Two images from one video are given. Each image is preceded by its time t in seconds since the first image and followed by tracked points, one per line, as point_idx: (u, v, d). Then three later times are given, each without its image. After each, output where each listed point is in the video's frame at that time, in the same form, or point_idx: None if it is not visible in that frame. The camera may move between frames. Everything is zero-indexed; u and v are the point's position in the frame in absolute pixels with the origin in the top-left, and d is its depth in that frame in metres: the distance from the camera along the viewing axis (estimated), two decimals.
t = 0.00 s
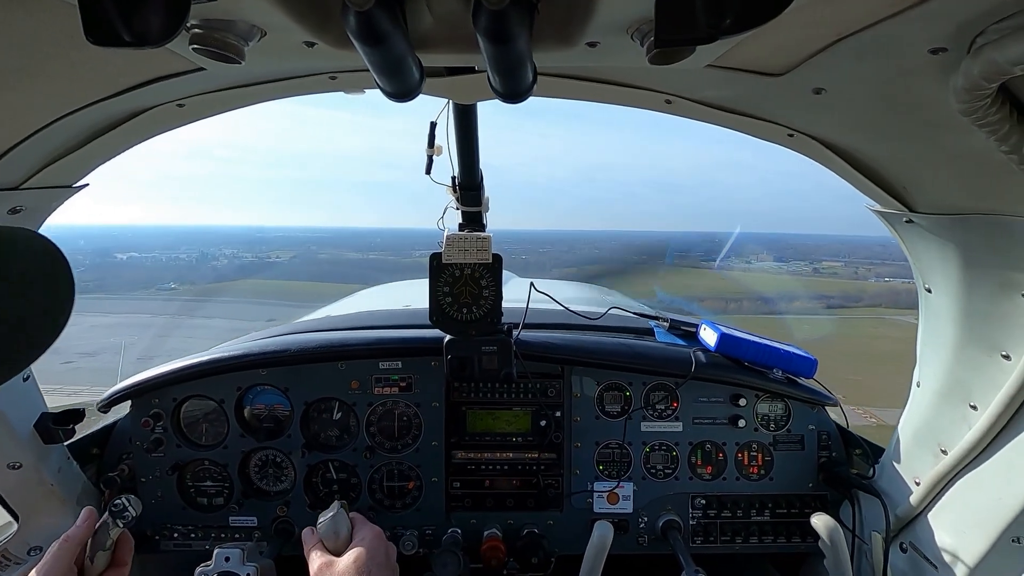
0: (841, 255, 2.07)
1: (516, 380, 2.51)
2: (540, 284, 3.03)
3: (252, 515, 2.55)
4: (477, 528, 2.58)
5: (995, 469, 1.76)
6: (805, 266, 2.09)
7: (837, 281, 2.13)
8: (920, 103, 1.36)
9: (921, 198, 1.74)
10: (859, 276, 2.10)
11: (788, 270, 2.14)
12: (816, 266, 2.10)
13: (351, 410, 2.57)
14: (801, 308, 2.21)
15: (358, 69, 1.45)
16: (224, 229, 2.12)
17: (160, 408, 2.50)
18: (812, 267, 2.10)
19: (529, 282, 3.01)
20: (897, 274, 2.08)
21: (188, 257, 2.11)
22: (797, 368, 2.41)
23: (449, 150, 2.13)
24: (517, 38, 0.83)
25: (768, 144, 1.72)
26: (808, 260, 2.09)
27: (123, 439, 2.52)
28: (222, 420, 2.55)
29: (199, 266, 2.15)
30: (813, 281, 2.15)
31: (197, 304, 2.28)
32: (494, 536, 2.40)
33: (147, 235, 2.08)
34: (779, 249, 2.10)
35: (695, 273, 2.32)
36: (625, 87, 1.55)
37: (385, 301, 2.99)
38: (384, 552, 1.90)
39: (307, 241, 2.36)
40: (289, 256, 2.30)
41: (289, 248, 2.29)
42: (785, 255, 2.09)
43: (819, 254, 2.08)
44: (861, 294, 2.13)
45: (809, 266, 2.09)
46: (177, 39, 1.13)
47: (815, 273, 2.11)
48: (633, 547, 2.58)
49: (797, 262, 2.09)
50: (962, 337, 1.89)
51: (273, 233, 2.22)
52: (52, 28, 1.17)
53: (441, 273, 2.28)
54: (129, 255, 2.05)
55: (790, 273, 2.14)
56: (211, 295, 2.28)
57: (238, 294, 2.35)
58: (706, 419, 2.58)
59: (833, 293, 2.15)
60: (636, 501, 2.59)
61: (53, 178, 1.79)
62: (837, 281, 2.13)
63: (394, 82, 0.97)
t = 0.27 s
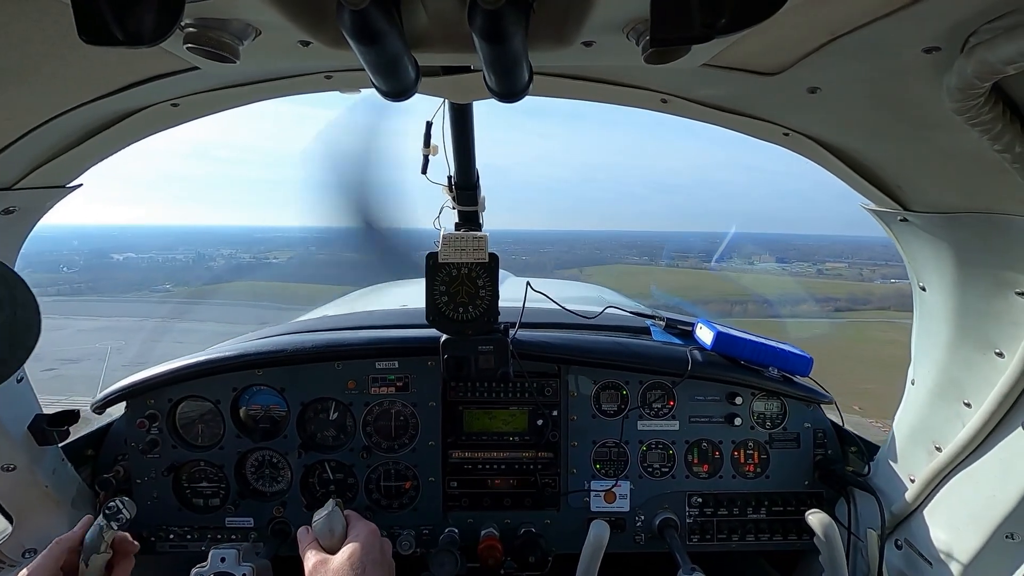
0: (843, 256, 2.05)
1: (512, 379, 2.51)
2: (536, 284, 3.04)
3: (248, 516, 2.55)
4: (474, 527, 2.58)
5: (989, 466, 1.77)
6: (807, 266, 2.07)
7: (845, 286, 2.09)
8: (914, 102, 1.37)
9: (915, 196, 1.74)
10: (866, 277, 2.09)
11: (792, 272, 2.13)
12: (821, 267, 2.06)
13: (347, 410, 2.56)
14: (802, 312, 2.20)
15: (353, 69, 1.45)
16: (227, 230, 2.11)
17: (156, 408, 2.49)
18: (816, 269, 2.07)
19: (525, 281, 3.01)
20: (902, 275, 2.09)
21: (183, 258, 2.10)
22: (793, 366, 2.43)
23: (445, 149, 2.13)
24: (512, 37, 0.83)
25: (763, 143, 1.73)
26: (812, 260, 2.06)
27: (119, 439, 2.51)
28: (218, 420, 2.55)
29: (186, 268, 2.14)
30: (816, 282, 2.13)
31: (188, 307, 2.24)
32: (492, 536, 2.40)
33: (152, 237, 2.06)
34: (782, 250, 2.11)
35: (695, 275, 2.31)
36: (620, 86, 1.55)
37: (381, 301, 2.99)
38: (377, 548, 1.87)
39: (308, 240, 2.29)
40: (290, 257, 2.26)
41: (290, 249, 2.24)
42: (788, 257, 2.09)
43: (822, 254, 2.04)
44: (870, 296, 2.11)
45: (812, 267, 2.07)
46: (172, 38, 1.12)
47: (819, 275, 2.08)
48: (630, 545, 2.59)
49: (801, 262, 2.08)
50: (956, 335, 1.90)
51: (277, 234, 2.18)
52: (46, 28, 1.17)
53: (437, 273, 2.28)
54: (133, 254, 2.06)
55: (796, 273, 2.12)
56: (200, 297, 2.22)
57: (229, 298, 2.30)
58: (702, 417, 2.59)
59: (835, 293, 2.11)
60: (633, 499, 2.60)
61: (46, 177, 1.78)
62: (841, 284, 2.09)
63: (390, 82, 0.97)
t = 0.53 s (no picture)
0: (848, 257, 2.06)
1: (512, 380, 2.51)
2: (536, 284, 3.03)
3: (247, 518, 2.54)
4: (474, 529, 2.57)
5: (988, 466, 1.77)
6: (812, 267, 2.09)
7: (836, 289, 2.14)
8: (912, 102, 1.37)
9: (914, 196, 1.75)
10: (870, 279, 2.12)
11: (795, 274, 2.16)
12: (826, 269, 2.08)
13: (347, 411, 2.56)
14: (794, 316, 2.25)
15: (352, 70, 1.45)
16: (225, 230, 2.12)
17: (155, 411, 2.49)
18: (818, 269, 2.08)
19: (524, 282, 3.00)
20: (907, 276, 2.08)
21: (179, 260, 2.08)
22: (792, 366, 2.43)
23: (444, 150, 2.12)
24: (511, 38, 0.84)
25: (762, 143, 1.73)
26: (815, 261, 2.07)
27: (118, 442, 2.51)
28: (217, 422, 2.54)
29: (186, 269, 2.12)
30: (817, 284, 2.14)
31: (186, 309, 2.27)
32: (491, 537, 2.40)
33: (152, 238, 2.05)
34: (786, 252, 2.11)
35: (687, 274, 2.34)
36: (619, 87, 1.55)
37: (381, 302, 2.99)
38: (377, 548, 1.87)
39: (308, 241, 2.35)
40: (288, 257, 2.32)
41: (288, 249, 2.30)
42: (792, 258, 2.10)
43: (826, 255, 2.05)
44: (877, 298, 2.14)
45: (816, 268, 2.08)
46: (171, 40, 1.12)
47: (823, 277, 2.10)
48: (630, 546, 2.59)
49: (805, 263, 2.08)
50: (955, 335, 1.90)
51: (274, 233, 2.23)
52: (45, 30, 1.17)
53: (436, 274, 2.27)
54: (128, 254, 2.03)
55: (800, 275, 2.14)
56: (197, 302, 2.26)
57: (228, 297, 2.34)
58: (702, 418, 2.59)
59: (831, 289, 2.14)
60: (633, 500, 2.60)
61: (46, 179, 1.78)
62: (844, 284, 2.13)
63: (388, 83, 0.97)
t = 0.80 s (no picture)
0: (851, 257, 2.07)
1: (513, 382, 2.51)
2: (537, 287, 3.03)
3: (248, 520, 2.54)
4: (475, 531, 2.57)
5: (991, 469, 1.77)
6: (813, 267, 2.08)
7: (838, 291, 2.14)
8: (913, 104, 1.37)
9: (916, 198, 1.74)
10: (875, 280, 2.11)
11: (797, 274, 2.15)
12: (829, 270, 2.08)
13: (348, 413, 2.56)
14: (794, 317, 2.25)
15: (355, 73, 1.46)
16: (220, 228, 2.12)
17: (156, 412, 2.49)
18: (821, 269, 2.07)
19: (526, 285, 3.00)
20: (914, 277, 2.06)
21: (175, 260, 2.09)
22: (795, 370, 2.40)
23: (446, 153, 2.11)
24: (512, 41, 0.84)
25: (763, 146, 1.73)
26: (818, 261, 2.06)
27: (119, 444, 2.51)
28: (219, 424, 2.55)
29: (188, 270, 2.14)
30: (817, 285, 2.15)
31: (187, 312, 2.29)
32: (493, 540, 2.40)
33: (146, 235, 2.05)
34: (789, 252, 2.10)
35: (682, 275, 2.35)
36: (621, 90, 1.56)
37: (382, 305, 2.99)
38: (377, 549, 1.87)
39: (306, 242, 2.36)
40: (284, 258, 2.32)
41: (283, 250, 2.30)
42: (794, 257, 2.09)
43: (829, 255, 2.04)
44: (884, 301, 2.14)
45: (819, 268, 2.07)
46: (174, 43, 1.13)
47: (826, 277, 2.09)
48: (632, 549, 2.58)
49: (807, 263, 2.08)
50: (958, 337, 1.89)
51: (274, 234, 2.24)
52: (49, 33, 1.17)
53: (438, 276, 2.27)
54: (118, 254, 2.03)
55: (804, 275, 2.13)
56: (198, 305, 2.27)
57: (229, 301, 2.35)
58: (703, 421, 2.59)
59: (830, 292, 2.15)
60: (634, 503, 2.59)
61: (49, 181, 1.78)
62: (848, 286, 2.13)
63: (390, 85, 0.97)
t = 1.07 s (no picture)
0: (853, 258, 2.05)
1: (517, 384, 2.51)
2: (541, 288, 3.03)
3: (254, 523, 2.54)
4: (480, 534, 2.57)
5: (999, 470, 1.76)
6: (814, 268, 2.08)
7: (847, 292, 2.11)
8: (918, 104, 1.36)
9: (921, 198, 1.74)
10: (880, 281, 2.10)
11: (800, 274, 2.14)
12: (832, 270, 2.06)
13: (353, 416, 2.56)
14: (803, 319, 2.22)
15: (358, 76, 1.46)
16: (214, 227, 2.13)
17: (162, 416, 2.50)
18: (822, 269, 2.07)
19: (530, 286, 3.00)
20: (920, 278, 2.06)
21: (168, 261, 2.11)
22: (800, 370, 2.40)
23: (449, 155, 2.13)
24: (514, 44, 0.84)
25: (767, 146, 1.73)
26: (818, 261, 2.06)
27: (125, 447, 2.52)
28: (224, 427, 2.55)
29: (179, 273, 2.15)
30: (819, 284, 2.14)
31: (191, 317, 2.29)
32: (497, 542, 2.39)
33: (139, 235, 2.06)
34: (790, 251, 2.11)
35: (691, 275, 2.33)
36: (624, 91, 1.55)
37: (386, 307, 2.99)
38: (383, 551, 1.88)
39: (305, 242, 2.35)
40: (282, 258, 2.33)
41: (281, 250, 2.30)
42: (795, 257, 2.10)
43: (830, 255, 2.04)
44: (891, 304, 2.12)
45: (820, 268, 2.07)
46: (178, 47, 1.13)
47: (830, 278, 2.08)
48: (637, 552, 2.57)
49: (808, 263, 2.08)
50: (965, 337, 1.88)
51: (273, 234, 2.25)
52: (55, 40, 1.18)
53: (441, 279, 2.28)
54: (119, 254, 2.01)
55: (809, 276, 2.11)
56: (205, 307, 2.28)
57: (234, 306, 2.36)
58: (709, 422, 2.58)
59: (835, 293, 2.13)
60: (639, 505, 2.59)
61: (56, 186, 1.80)
62: (854, 287, 2.10)
63: (393, 89, 0.97)
